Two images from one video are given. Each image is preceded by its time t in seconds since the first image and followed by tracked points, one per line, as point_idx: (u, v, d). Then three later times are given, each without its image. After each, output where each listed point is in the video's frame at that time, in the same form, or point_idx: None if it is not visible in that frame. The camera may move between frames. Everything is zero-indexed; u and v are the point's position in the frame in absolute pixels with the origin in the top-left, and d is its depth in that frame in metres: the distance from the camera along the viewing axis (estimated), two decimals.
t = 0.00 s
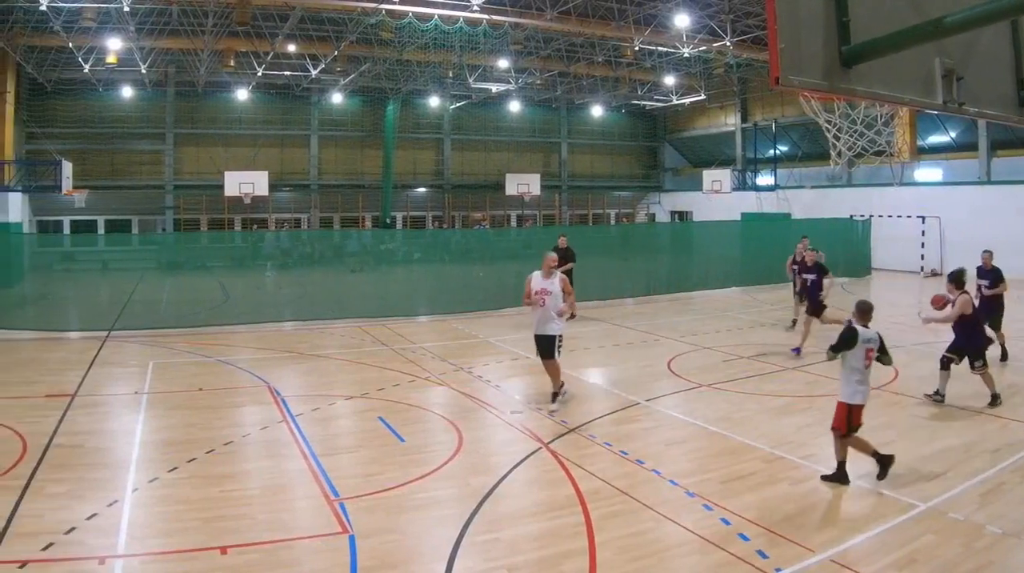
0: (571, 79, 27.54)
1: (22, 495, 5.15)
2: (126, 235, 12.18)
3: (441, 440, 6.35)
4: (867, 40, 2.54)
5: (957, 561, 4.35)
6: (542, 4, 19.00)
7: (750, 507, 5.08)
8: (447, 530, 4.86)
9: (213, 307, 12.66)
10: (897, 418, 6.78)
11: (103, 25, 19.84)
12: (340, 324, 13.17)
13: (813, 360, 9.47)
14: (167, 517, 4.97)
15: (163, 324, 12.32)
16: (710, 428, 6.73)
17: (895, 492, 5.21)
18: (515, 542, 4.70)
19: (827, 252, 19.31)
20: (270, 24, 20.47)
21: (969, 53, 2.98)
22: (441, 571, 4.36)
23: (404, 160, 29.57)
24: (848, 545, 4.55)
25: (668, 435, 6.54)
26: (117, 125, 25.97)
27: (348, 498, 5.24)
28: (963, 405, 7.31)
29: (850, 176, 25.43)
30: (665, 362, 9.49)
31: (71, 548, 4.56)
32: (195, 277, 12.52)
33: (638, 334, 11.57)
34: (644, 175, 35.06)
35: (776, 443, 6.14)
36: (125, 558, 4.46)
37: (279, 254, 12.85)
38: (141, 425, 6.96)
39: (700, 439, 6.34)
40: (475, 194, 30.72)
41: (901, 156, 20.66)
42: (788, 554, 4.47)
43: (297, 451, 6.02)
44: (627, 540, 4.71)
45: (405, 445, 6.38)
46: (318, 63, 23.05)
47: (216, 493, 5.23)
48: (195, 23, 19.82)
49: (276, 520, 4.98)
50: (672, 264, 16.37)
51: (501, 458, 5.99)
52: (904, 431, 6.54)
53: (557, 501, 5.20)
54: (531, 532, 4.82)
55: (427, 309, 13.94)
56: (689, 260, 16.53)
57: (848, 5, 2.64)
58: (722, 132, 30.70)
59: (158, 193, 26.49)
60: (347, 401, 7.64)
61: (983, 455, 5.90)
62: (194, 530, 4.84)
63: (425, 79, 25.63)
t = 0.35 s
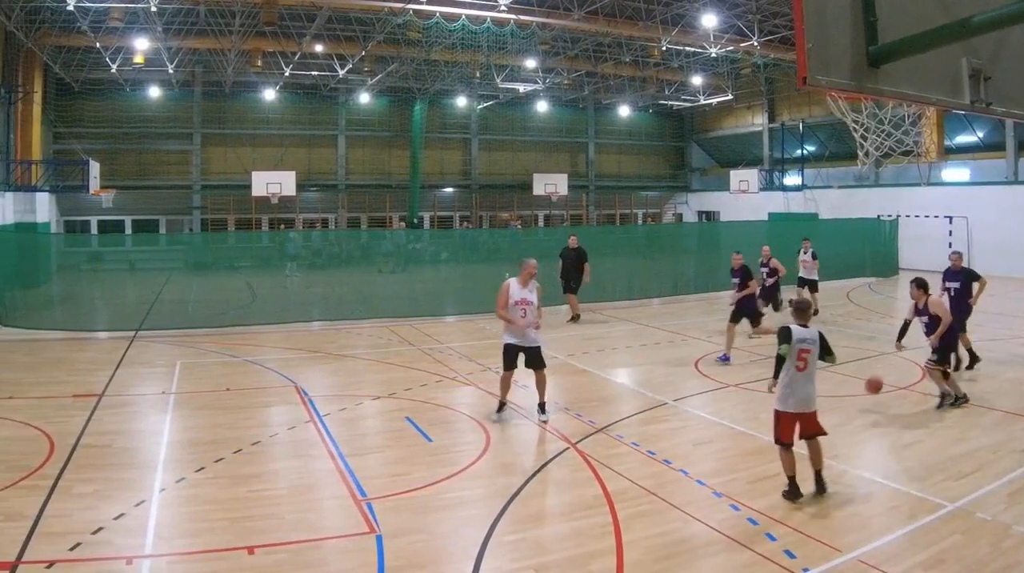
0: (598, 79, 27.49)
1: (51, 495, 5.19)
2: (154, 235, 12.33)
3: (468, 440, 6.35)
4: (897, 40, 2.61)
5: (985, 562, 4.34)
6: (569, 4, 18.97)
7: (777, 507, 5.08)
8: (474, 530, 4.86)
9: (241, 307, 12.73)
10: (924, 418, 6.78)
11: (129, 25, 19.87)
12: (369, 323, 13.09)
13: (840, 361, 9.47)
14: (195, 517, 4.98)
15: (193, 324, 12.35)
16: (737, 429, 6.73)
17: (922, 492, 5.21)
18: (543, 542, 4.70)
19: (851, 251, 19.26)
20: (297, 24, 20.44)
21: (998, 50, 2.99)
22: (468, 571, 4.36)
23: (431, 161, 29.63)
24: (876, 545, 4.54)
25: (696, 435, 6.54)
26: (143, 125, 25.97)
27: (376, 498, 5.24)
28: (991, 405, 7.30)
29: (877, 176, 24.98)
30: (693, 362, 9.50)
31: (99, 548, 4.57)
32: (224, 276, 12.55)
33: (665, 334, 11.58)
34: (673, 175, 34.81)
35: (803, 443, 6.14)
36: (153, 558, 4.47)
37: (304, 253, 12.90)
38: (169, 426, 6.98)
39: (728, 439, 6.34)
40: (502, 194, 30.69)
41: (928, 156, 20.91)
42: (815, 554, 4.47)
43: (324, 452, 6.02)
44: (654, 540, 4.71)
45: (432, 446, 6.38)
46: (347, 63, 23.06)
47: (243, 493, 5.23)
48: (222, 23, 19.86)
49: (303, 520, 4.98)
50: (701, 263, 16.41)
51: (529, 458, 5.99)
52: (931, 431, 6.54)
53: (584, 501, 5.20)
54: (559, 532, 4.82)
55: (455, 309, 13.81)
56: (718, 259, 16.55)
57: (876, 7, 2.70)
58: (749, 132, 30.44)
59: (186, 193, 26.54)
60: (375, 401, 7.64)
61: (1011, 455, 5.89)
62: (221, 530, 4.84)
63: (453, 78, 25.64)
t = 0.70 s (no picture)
0: (626, 79, 27.48)
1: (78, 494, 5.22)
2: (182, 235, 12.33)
3: (496, 440, 6.36)
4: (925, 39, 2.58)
5: (1015, 563, 4.33)
6: (598, 5, 18.98)
7: (804, 507, 5.08)
8: (500, 529, 4.87)
9: (269, 307, 12.74)
10: (952, 418, 6.78)
11: (157, 25, 19.93)
12: (396, 324, 13.09)
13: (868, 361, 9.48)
14: (223, 518, 4.98)
15: (218, 323, 12.33)
16: (765, 429, 6.74)
17: (949, 492, 5.21)
18: (570, 542, 4.71)
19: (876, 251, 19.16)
20: (324, 24, 20.47)
21: None
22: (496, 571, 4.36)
23: (459, 160, 29.61)
24: (904, 545, 4.54)
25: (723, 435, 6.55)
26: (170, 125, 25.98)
27: (404, 498, 5.24)
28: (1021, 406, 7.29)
29: (905, 176, 24.54)
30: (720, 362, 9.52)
31: (126, 548, 4.59)
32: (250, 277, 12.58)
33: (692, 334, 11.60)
34: (700, 175, 34.78)
35: (831, 443, 6.15)
36: (180, 558, 4.47)
37: (328, 253, 12.92)
38: (196, 425, 6.99)
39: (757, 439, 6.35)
40: (530, 194, 30.70)
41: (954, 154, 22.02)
42: (843, 554, 4.46)
43: (352, 451, 6.03)
44: (682, 540, 4.71)
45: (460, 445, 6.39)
46: (374, 63, 23.03)
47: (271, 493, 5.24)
48: (249, 23, 19.84)
49: (331, 520, 4.98)
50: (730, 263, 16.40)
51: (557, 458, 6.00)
52: (959, 431, 6.54)
53: (612, 502, 5.20)
54: (587, 532, 4.82)
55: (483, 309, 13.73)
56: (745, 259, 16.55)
57: (905, 6, 2.67)
58: (775, 132, 30.39)
59: (213, 193, 26.56)
60: (402, 401, 7.66)
61: None
62: (249, 531, 4.84)
63: (480, 79, 25.63)
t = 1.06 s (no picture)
0: (654, 80, 27.47)
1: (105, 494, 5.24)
2: (209, 235, 12.26)
3: (523, 440, 6.36)
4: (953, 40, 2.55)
5: None
6: (625, 5, 19.04)
7: (831, 507, 5.07)
8: (528, 529, 4.87)
9: (296, 308, 12.77)
10: (980, 418, 6.77)
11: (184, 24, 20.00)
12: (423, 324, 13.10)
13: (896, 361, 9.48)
14: (250, 517, 4.99)
15: (247, 324, 12.40)
16: (793, 429, 6.75)
17: (977, 492, 5.20)
18: (598, 542, 4.70)
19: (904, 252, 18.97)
20: (352, 24, 20.52)
21: None
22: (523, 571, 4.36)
23: (486, 161, 29.62)
24: (931, 545, 4.54)
25: (750, 435, 6.56)
26: (198, 125, 26.08)
27: (431, 498, 5.23)
28: None
29: (932, 176, 24.55)
30: (747, 362, 9.53)
31: (154, 548, 4.59)
32: (277, 277, 12.58)
33: (720, 334, 11.62)
34: (727, 175, 34.77)
35: (857, 443, 6.15)
36: (208, 558, 4.48)
37: (355, 254, 12.93)
38: (223, 426, 7.01)
39: (784, 439, 6.36)
40: (557, 194, 30.71)
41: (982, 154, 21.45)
42: (871, 554, 4.46)
43: (379, 451, 6.04)
44: (710, 540, 4.71)
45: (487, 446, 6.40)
46: (402, 63, 23.02)
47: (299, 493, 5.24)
48: (277, 23, 19.88)
49: (357, 519, 4.98)
50: (756, 265, 16.45)
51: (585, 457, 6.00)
52: (987, 431, 6.54)
53: (639, 502, 5.20)
54: (614, 532, 4.83)
55: (509, 308, 13.82)
56: (773, 261, 16.57)
57: (933, 7, 2.66)
58: (802, 132, 30.36)
59: (240, 193, 26.61)
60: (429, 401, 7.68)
61: None
62: (276, 530, 4.84)
63: (508, 79, 25.64)
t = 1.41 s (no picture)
0: (681, 80, 27.47)
1: (132, 494, 5.26)
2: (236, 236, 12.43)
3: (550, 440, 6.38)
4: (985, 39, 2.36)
5: None
6: (652, 5, 19.10)
7: (859, 507, 5.07)
8: (555, 529, 4.88)
9: (324, 306, 12.88)
10: (1009, 418, 6.77)
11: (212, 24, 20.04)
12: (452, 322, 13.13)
13: (925, 361, 9.50)
14: (278, 517, 4.99)
15: (274, 323, 12.38)
16: (820, 429, 6.77)
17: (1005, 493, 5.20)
18: (626, 542, 4.70)
19: (930, 253, 19.14)
20: (379, 24, 20.57)
21: None
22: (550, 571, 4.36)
23: (514, 160, 29.69)
24: (959, 546, 4.53)
25: (778, 435, 6.57)
26: (227, 125, 26.21)
27: (458, 498, 5.24)
28: None
29: (960, 176, 24.65)
30: (775, 362, 9.55)
31: (181, 548, 4.60)
32: (303, 277, 12.76)
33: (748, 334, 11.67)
34: (755, 175, 34.77)
35: (884, 443, 6.15)
36: (235, 558, 4.48)
37: (384, 254, 13.01)
38: (250, 426, 7.03)
39: (812, 439, 6.36)
40: (585, 193, 30.75)
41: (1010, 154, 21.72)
42: (899, 555, 4.46)
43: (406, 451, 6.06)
44: (737, 540, 4.71)
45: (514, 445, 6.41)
46: (430, 64, 23.06)
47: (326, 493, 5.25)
48: (304, 23, 19.91)
49: (384, 519, 4.99)
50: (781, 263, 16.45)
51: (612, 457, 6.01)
52: (1016, 431, 6.53)
53: (667, 501, 5.21)
54: (642, 532, 4.83)
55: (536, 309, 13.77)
56: (799, 261, 16.57)
57: (962, 4, 2.44)
58: (830, 132, 30.39)
59: (268, 193, 26.69)
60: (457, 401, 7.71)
61: None
62: (303, 530, 4.85)
63: (535, 79, 25.65)
